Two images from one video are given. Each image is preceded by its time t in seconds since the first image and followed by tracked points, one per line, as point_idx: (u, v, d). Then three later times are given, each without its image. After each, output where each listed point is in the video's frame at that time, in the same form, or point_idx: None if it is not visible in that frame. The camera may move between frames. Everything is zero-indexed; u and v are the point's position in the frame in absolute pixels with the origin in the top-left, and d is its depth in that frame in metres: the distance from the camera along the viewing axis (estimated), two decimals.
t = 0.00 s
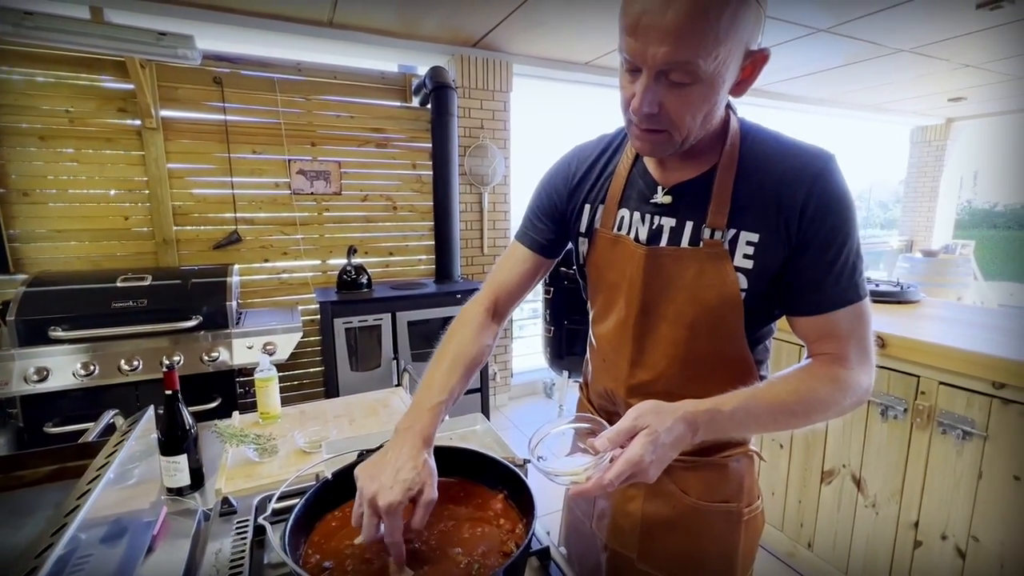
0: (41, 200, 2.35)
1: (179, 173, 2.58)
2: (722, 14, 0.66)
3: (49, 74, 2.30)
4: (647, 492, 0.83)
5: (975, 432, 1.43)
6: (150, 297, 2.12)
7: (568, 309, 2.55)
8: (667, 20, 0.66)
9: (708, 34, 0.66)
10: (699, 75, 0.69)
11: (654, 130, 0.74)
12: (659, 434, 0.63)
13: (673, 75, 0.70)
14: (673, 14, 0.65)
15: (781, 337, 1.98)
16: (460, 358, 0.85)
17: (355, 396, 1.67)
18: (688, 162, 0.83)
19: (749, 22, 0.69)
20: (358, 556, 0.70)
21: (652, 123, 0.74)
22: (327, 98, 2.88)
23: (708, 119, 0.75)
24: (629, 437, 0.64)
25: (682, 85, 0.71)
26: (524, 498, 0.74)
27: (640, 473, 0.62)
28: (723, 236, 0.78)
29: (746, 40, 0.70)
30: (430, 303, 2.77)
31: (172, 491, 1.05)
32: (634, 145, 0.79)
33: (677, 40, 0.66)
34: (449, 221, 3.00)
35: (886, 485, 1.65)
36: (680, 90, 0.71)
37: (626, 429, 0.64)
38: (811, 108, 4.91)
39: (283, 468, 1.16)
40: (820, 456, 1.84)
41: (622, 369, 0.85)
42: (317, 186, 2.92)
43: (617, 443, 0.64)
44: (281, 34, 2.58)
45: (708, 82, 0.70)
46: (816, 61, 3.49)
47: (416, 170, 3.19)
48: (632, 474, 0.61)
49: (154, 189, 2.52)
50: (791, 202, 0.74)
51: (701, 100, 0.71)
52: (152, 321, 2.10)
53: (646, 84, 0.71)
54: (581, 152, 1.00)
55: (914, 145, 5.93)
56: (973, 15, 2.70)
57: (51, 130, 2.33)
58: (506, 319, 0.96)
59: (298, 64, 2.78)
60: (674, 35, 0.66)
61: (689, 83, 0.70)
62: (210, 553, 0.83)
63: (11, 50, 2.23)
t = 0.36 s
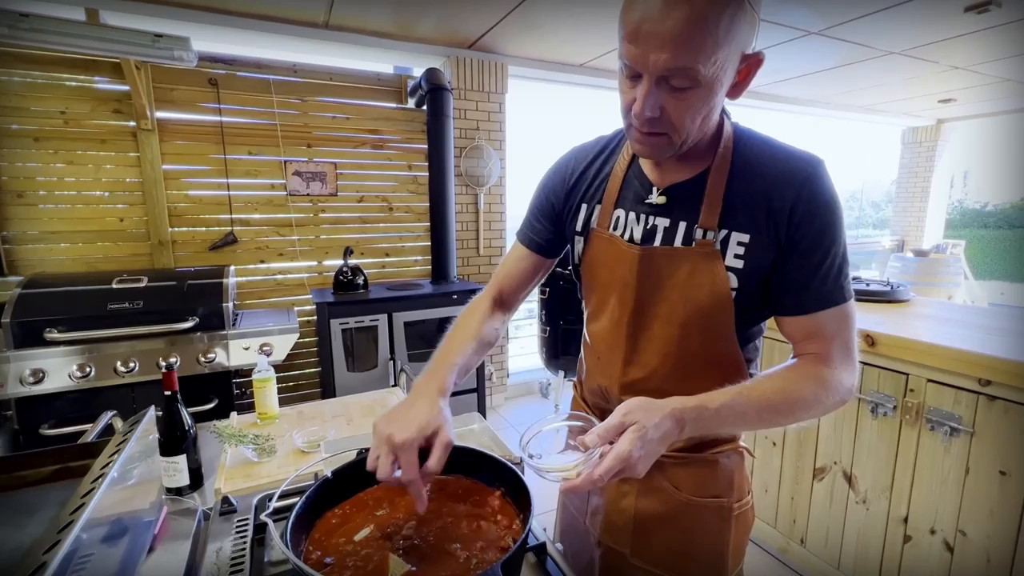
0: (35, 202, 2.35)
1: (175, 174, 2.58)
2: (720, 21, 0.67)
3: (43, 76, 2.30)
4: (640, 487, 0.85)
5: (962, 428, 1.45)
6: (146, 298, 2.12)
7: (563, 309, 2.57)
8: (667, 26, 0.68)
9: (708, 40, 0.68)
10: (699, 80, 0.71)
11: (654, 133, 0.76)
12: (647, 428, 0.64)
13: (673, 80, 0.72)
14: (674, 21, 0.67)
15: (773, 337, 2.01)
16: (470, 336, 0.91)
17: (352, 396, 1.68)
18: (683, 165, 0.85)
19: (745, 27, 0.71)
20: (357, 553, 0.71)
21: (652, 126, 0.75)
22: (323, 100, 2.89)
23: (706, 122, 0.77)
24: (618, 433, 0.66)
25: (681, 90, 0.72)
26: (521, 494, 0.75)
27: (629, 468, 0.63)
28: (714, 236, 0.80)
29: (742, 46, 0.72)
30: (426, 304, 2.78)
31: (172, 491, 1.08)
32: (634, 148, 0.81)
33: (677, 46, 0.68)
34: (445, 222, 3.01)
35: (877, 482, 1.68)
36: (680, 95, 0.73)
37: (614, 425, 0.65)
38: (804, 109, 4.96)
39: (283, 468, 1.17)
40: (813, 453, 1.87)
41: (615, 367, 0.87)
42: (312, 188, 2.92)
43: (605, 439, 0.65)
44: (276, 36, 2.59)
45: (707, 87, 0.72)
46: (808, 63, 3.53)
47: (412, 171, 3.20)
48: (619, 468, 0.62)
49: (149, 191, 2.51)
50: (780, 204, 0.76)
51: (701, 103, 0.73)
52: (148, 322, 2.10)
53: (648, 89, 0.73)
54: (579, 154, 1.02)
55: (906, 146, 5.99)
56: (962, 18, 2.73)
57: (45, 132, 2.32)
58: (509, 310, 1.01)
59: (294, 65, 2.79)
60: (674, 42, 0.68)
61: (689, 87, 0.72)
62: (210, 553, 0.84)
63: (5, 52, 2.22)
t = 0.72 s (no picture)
0: (35, 201, 2.36)
1: (174, 173, 2.59)
2: (700, 22, 0.69)
3: (43, 76, 2.30)
4: (633, 480, 0.87)
5: (954, 423, 1.48)
6: (147, 297, 2.13)
7: (562, 307, 2.59)
8: (648, 30, 0.70)
9: (687, 42, 0.69)
10: (682, 80, 0.72)
11: (644, 132, 0.79)
12: (625, 424, 0.66)
13: (658, 82, 0.74)
14: (654, 25, 0.69)
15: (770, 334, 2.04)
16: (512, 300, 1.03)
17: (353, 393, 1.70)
18: (680, 162, 0.87)
19: (728, 26, 0.72)
20: (362, 545, 0.73)
21: (642, 126, 0.78)
22: (322, 99, 2.90)
23: (696, 120, 0.78)
24: (596, 426, 0.68)
25: (667, 90, 0.74)
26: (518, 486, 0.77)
27: (606, 459, 0.65)
28: (705, 233, 0.82)
29: (726, 45, 0.73)
30: (426, 302, 2.79)
31: (176, 487, 1.07)
32: (629, 146, 0.84)
33: (657, 50, 0.70)
34: (444, 221, 3.03)
35: (871, 476, 1.70)
36: (665, 95, 0.75)
37: (592, 419, 0.68)
38: (801, 108, 4.98)
39: (286, 464, 1.19)
40: (809, 448, 1.89)
41: (611, 358, 0.89)
42: (312, 187, 2.93)
43: (584, 431, 0.69)
44: (276, 35, 2.59)
45: (691, 87, 0.73)
46: (804, 63, 3.55)
47: (411, 170, 3.21)
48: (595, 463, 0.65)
49: (149, 190, 2.52)
50: (770, 204, 0.78)
51: (687, 103, 0.75)
52: (148, 321, 2.11)
53: (634, 91, 0.75)
54: (586, 151, 1.05)
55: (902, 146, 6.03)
56: (957, 18, 2.76)
57: (45, 132, 2.33)
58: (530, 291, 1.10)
59: (293, 65, 2.80)
60: (654, 45, 0.70)
61: (673, 87, 0.74)
62: (215, 548, 0.84)
63: (5, 51, 2.23)
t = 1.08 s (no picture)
0: (35, 199, 2.36)
1: (174, 171, 2.59)
2: (663, 30, 0.69)
3: (43, 74, 2.30)
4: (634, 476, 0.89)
5: (952, 420, 1.48)
6: (147, 295, 2.13)
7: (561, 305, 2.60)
8: (613, 40, 0.71)
9: (649, 50, 0.70)
10: (650, 87, 0.73)
11: (620, 138, 0.80)
12: (626, 435, 0.65)
13: (627, 89, 0.74)
14: (617, 35, 0.70)
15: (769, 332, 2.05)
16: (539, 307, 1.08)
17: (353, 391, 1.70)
18: (667, 163, 0.87)
19: (694, 32, 0.71)
20: (363, 540, 0.73)
21: (618, 132, 0.79)
22: (322, 97, 2.90)
23: (672, 124, 0.78)
24: (599, 436, 0.68)
25: (638, 97, 0.75)
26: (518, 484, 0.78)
27: (612, 469, 0.64)
28: (697, 232, 0.82)
29: (694, 49, 0.73)
30: (425, 300, 2.80)
31: (178, 483, 1.07)
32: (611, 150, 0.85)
33: (623, 59, 0.71)
34: (444, 219, 3.04)
35: (869, 473, 1.71)
36: (635, 102, 0.75)
37: (595, 429, 0.68)
38: (801, 106, 4.97)
39: (286, 461, 1.19)
40: (807, 445, 1.90)
41: (610, 356, 0.91)
42: (312, 185, 2.94)
43: (587, 443, 0.67)
44: (276, 33, 2.59)
45: (660, 93, 0.73)
46: (803, 61, 3.56)
47: (411, 168, 3.21)
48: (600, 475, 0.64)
49: (149, 188, 2.52)
50: (758, 201, 0.78)
51: (657, 109, 0.75)
52: (148, 319, 2.11)
53: (606, 98, 0.76)
54: (583, 157, 1.07)
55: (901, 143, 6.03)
56: (957, 15, 2.75)
57: (45, 130, 2.33)
58: (565, 296, 1.14)
59: (292, 63, 2.79)
60: (619, 55, 0.71)
61: (642, 95, 0.74)
62: (217, 544, 0.86)
63: (5, 49, 2.23)
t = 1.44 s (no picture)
0: (34, 195, 2.35)
1: (173, 168, 2.58)
2: (674, 25, 0.68)
3: (41, 70, 2.29)
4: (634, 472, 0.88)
5: (954, 419, 1.47)
6: (147, 292, 2.12)
7: (562, 302, 2.59)
8: (624, 37, 0.70)
9: (661, 46, 0.69)
10: (661, 83, 0.72)
11: (630, 135, 0.78)
12: (639, 436, 0.65)
13: (638, 85, 0.73)
14: (628, 31, 0.69)
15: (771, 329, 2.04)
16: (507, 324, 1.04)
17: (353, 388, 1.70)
18: (672, 160, 0.87)
19: (705, 27, 0.71)
20: (361, 538, 0.73)
21: (627, 129, 0.78)
22: (322, 93, 2.89)
23: (681, 120, 0.77)
24: (611, 435, 0.67)
25: (648, 93, 0.74)
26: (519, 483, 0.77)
27: (623, 469, 0.63)
28: (700, 229, 0.81)
29: (705, 45, 0.72)
30: (426, 297, 2.80)
31: (177, 481, 1.08)
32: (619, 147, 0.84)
33: (634, 54, 0.70)
34: (444, 216, 3.03)
35: (870, 471, 1.70)
36: (646, 99, 0.74)
37: (606, 429, 0.66)
38: (803, 103, 4.95)
39: (285, 458, 1.19)
40: (808, 443, 1.89)
41: (611, 352, 0.90)
42: (311, 182, 2.93)
43: (599, 442, 0.66)
44: (275, 29, 2.58)
45: (671, 89, 0.73)
46: (806, 57, 3.54)
47: (411, 165, 3.20)
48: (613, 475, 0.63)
49: (148, 184, 2.51)
50: (763, 198, 0.77)
51: (668, 105, 0.74)
52: (148, 316, 2.11)
53: (615, 95, 0.75)
54: (588, 150, 1.06)
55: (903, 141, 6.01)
56: (960, 11, 2.74)
57: (44, 126, 2.32)
58: (543, 296, 1.10)
59: (292, 59, 2.79)
60: (630, 51, 0.70)
61: (653, 91, 0.73)
62: (216, 542, 0.86)
63: (4, 45, 2.22)
